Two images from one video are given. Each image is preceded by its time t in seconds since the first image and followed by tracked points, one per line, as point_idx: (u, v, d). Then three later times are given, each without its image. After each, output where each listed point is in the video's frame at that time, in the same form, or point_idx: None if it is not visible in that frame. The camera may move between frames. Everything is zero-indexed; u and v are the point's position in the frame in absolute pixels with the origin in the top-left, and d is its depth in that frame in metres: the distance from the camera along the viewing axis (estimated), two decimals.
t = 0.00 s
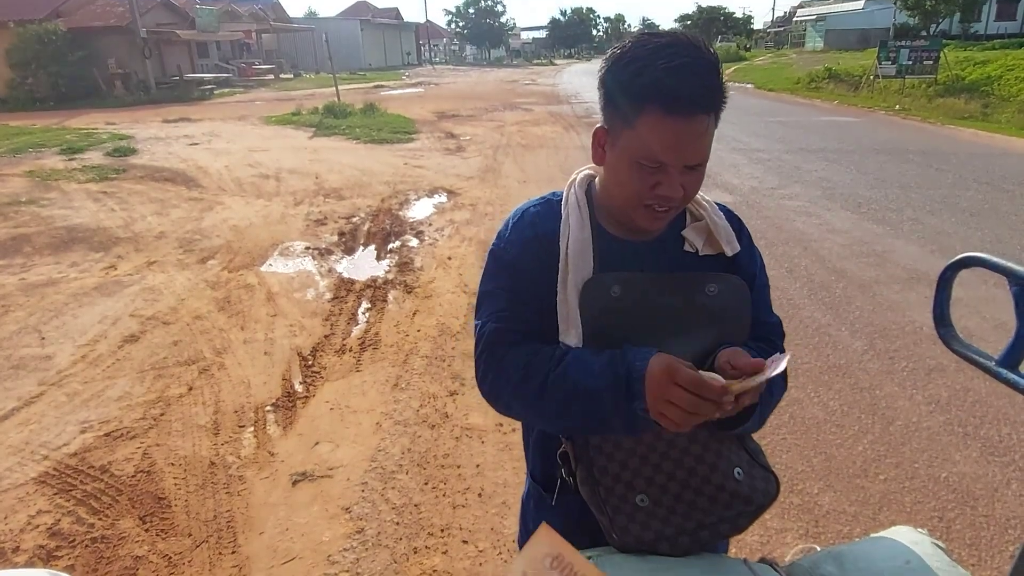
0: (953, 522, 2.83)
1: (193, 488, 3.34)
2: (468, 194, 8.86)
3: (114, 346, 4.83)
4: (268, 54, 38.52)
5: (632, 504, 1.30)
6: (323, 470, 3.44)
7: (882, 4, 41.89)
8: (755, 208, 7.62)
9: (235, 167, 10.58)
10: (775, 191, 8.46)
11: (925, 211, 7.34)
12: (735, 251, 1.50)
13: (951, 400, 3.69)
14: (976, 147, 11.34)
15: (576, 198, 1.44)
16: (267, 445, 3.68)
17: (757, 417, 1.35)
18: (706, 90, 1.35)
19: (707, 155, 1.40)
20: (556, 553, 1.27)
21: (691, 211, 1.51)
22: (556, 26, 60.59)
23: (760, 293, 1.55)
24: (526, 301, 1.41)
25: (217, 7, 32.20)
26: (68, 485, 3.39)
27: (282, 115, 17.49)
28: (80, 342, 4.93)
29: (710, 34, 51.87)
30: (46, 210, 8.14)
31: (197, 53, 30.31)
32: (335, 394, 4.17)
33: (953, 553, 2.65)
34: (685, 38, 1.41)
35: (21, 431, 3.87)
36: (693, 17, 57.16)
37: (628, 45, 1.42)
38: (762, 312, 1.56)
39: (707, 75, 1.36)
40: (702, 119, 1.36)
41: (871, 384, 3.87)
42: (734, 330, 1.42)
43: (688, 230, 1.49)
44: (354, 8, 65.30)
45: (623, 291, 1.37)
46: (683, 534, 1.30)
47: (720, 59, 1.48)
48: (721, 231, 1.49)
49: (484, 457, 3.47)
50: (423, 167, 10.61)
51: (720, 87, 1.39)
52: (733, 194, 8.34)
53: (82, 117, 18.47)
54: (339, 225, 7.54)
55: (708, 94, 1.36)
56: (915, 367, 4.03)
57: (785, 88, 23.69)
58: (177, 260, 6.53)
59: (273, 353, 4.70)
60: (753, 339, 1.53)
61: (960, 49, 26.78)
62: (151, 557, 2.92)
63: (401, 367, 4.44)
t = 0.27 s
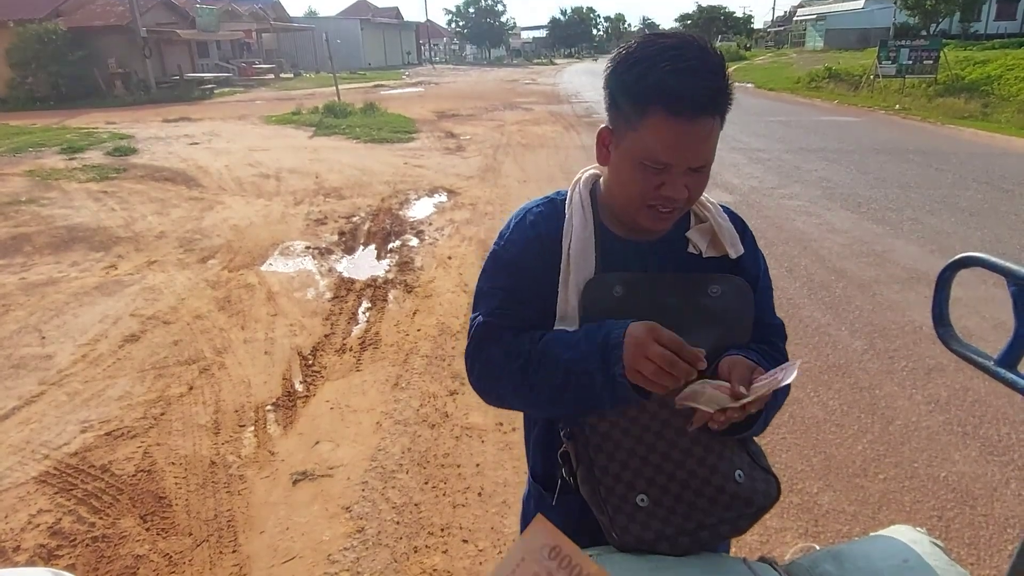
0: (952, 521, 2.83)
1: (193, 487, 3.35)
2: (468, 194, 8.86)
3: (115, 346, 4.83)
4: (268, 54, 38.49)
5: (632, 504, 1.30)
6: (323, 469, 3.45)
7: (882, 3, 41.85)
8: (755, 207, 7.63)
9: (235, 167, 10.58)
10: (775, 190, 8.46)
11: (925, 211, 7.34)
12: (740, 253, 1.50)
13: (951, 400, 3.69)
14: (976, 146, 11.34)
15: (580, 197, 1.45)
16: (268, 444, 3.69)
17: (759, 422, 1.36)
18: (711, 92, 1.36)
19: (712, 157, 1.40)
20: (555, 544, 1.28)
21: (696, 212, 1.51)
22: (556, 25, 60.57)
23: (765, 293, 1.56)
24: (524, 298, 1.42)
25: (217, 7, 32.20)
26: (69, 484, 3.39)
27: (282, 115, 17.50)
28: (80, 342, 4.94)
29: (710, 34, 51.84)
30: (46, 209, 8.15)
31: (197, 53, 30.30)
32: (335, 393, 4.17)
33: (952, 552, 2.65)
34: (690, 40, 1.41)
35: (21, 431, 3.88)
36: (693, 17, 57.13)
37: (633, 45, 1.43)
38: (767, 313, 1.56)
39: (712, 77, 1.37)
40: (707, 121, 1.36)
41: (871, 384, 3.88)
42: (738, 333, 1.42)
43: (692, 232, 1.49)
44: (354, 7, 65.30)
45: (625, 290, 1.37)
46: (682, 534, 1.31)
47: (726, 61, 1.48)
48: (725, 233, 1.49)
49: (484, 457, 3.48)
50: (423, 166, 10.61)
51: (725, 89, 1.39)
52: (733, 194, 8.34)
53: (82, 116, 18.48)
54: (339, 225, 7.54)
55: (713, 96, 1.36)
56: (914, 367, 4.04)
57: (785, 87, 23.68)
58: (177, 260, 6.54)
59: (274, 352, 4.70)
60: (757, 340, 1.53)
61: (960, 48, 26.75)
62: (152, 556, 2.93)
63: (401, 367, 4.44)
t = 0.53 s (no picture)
0: (952, 521, 2.83)
1: (193, 487, 3.34)
2: (468, 194, 8.85)
3: (114, 345, 4.83)
4: (268, 54, 38.47)
5: (634, 504, 1.30)
6: (323, 468, 3.45)
7: (882, 3, 41.83)
8: (755, 207, 7.63)
9: (234, 166, 10.58)
10: (775, 190, 8.46)
11: (925, 210, 7.34)
12: (743, 256, 1.50)
13: (950, 399, 3.69)
14: (976, 146, 11.34)
15: (582, 198, 1.45)
16: (267, 444, 3.69)
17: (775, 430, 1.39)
18: (709, 90, 1.36)
19: (713, 155, 1.40)
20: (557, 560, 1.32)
21: (699, 214, 1.51)
22: (556, 25, 60.58)
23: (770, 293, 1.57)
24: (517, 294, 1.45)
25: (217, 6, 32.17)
26: (68, 483, 3.39)
27: (282, 114, 17.49)
28: (80, 341, 4.93)
29: (710, 34, 51.83)
30: (46, 209, 8.14)
31: (196, 52, 30.28)
32: (335, 393, 4.17)
33: (952, 552, 2.65)
34: (686, 38, 1.41)
35: (21, 430, 3.87)
36: (693, 17, 57.12)
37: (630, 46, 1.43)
38: (773, 315, 1.56)
39: (707, 75, 1.37)
40: (706, 119, 1.36)
41: (870, 383, 3.88)
42: (744, 338, 1.45)
43: (694, 235, 1.49)
44: (354, 7, 65.28)
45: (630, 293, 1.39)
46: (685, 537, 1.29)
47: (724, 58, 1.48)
48: (728, 235, 1.48)
49: (484, 456, 3.48)
50: (423, 166, 10.61)
51: (724, 87, 1.39)
52: (733, 194, 8.34)
53: (82, 116, 18.47)
54: (339, 224, 7.54)
55: (711, 94, 1.36)
56: (914, 366, 4.03)
57: (785, 87, 23.68)
58: (177, 259, 6.53)
59: (274, 352, 4.70)
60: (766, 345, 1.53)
61: (960, 48, 26.73)
62: (151, 555, 2.93)
63: (401, 366, 4.44)
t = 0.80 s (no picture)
0: (951, 521, 2.83)
1: (193, 486, 3.35)
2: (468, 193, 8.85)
3: (114, 345, 4.83)
4: (268, 53, 38.47)
5: (635, 503, 1.29)
6: (323, 468, 3.45)
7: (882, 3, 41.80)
8: (755, 207, 7.64)
9: (235, 166, 10.58)
10: (775, 190, 8.46)
11: (925, 210, 7.34)
12: (744, 254, 1.49)
13: (950, 399, 3.69)
14: (977, 146, 11.33)
15: (579, 199, 1.46)
16: (267, 443, 3.69)
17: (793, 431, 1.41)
18: (694, 87, 1.36)
19: (706, 152, 1.40)
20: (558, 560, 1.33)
21: (698, 212, 1.51)
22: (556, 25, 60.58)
23: (776, 290, 1.57)
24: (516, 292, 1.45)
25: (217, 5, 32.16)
26: (68, 483, 3.39)
27: (282, 113, 17.50)
28: (80, 341, 4.93)
29: (710, 34, 51.82)
30: (46, 208, 8.15)
31: (197, 51, 30.28)
32: (334, 392, 4.17)
33: (951, 551, 2.65)
34: (669, 39, 1.42)
35: (21, 429, 3.88)
36: (693, 17, 57.11)
37: (613, 53, 1.45)
38: (781, 311, 1.56)
39: (692, 71, 1.37)
40: (698, 117, 1.36)
41: (870, 383, 3.88)
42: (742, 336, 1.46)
43: (693, 234, 1.49)
44: (354, 6, 65.30)
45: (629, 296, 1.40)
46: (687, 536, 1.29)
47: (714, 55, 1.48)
48: (727, 234, 1.48)
49: (484, 456, 3.48)
50: (423, 165, 10.61)
51: (714, 86, 1.40)
52: (733, 194, 8.34)
53: (83, 115, 18.47)
54: (339, 224, 7.54)
55: (702, 93, 1.37)
56: (914, 366, 4.03)
57: (785, 87, 23.68)
58: (177, 259, 6.54)
59: (274, 351, 4.70)
60: (774, 344, 1.53)
61: (961, 47, 26.72)
62: (151, 555, 2.93)
63: (400, 366, 4.44)
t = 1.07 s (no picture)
0: (951, 521, 2.83)
1: (193, 485, 3.35)
2: (468, 193, 8.85)
3: (114, 344, 4.83)
4: (268, 53, 38.47)
5: (630, 479, 1.32)
6: (323, 467, 3.44)
7: (883, 3, 41.78)
8: (755, 206, 7.64)
9: (235, 165, 10.57)
10: (775, 190, 8.46)
11: (925, 210, 7.35)
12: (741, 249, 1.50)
13: (950, 399, 3.69)
14: (977, 146, 11.33)
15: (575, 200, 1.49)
16: (267, 443, 3.69)
17: (808, 429, 1.39)
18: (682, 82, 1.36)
19: (700, 145, 1.39)
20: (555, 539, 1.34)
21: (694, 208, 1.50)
22: (556, 25, 60.55)
23: (781, 287, 1.55)
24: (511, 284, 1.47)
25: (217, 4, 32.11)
26: (68, 481, 3.39)
27: (282, 113, 17.48)
28: (80, 340, 4.93)
29: (710, 34, 51.85)
30: (46, 207, 8.14)
31: (197, 51, 30.26)
32: (334, 392, 4.17)
33: (951, 551, 2.65)
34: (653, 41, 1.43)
35: (21, 428, 3.88)
36: (693, 17, 57.06)
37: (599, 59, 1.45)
38: (786, 307, 1.54)
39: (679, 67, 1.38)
40: (688, 113, 1.36)
41: (870, 383, 3.88)
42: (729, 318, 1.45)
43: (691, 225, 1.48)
44: (354, 6, 65.28)
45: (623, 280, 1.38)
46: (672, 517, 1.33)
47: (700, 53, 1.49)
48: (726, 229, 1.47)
49: (484, 455, 3.48)
50: (423, 165, 10.60)
51: (703, 81, 1.40)
52: (733, 193, 8.34)
53: (83, 114, 18.45)
54: (339, 223, 7.54)
55: (692, 89, 1.37)
56: (914, 366, 4.04)
57: (785, 87, 23.68)
58: (177, 258, 6.54)
59: (274, 350, 4.70)
60: (787, 340, 1.52)
61: (961, 48, 26.69)
62: (151, 554, 2.93)
63: (400, 365, 4.44)
